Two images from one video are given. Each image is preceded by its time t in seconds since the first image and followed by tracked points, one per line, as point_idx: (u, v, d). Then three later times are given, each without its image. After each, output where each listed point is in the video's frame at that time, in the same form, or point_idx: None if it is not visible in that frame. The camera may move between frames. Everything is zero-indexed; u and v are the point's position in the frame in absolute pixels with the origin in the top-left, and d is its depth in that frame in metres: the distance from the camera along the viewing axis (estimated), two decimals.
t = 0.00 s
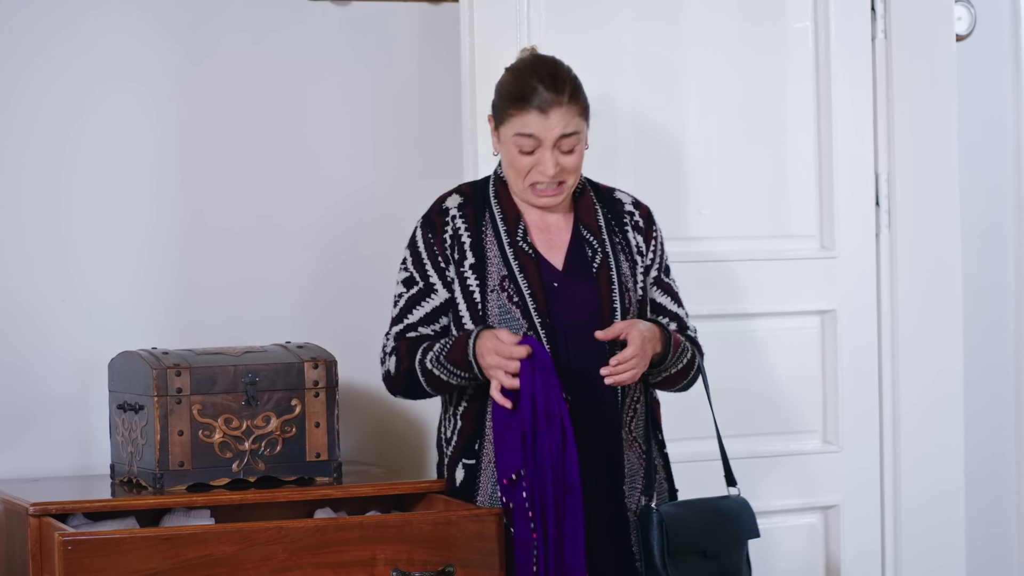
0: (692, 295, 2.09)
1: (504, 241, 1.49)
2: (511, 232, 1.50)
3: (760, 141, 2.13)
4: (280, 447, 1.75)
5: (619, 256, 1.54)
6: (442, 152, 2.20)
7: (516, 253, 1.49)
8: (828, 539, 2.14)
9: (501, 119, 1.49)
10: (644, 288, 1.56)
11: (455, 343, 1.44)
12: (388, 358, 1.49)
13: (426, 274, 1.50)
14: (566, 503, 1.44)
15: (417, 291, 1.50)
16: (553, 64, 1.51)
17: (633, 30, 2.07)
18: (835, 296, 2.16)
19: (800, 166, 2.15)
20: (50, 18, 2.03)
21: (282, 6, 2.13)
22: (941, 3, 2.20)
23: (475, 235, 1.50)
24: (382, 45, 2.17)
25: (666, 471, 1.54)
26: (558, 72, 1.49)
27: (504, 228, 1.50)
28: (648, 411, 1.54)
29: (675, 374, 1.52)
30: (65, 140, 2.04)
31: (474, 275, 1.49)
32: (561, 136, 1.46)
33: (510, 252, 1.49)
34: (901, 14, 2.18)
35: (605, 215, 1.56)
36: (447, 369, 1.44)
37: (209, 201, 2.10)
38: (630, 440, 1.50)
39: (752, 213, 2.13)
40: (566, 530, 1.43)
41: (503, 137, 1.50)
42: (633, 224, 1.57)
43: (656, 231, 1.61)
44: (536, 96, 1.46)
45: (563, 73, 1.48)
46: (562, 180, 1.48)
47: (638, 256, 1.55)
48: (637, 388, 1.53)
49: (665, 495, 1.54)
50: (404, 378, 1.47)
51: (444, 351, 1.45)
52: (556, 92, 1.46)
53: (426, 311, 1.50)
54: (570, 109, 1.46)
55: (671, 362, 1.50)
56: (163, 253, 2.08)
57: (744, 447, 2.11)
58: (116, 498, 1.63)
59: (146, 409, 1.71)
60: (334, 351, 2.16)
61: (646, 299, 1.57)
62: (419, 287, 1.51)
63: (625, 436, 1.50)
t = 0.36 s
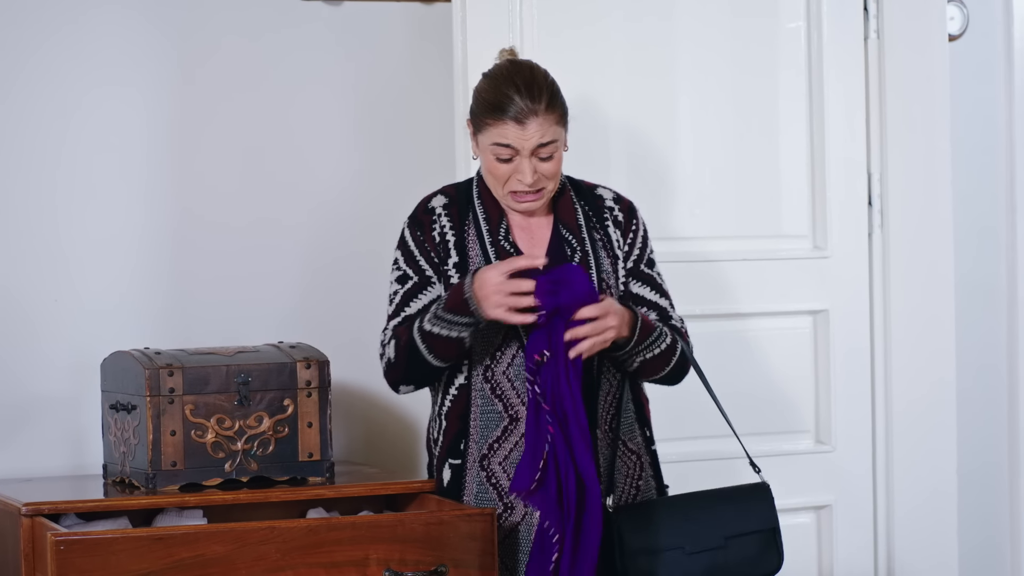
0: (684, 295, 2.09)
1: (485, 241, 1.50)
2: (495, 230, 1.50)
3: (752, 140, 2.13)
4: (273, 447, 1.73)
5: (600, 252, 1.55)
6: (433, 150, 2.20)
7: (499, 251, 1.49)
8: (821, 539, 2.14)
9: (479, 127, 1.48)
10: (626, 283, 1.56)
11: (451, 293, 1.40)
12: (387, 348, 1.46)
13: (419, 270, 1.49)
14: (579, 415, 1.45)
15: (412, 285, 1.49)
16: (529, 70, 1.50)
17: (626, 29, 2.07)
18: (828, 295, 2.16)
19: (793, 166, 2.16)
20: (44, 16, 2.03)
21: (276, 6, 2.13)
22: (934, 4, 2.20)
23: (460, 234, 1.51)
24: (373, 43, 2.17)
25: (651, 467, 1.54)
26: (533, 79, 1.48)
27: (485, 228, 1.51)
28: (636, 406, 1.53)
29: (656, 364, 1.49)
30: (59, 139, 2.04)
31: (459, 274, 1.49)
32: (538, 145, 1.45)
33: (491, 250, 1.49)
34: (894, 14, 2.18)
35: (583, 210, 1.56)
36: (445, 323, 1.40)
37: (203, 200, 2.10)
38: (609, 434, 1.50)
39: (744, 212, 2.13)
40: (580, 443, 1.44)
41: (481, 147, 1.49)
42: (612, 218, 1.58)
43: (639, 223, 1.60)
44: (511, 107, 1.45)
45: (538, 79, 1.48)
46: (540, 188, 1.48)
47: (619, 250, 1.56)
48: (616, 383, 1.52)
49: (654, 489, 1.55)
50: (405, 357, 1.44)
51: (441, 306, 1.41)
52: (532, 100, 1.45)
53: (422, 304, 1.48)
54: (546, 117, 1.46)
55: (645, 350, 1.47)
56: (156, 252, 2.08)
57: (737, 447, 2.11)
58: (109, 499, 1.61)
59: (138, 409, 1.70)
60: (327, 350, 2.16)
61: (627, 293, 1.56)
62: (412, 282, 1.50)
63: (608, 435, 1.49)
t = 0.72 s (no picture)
0: (679, 295, 2.08)
1: (477, 240, 1.50)
2: (485, 231, 1.50)
3: (747, 140, 2.13)
4: (267, 447, 1.73)
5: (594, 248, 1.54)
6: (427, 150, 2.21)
7: (489, 252, 1.49)
8: (816, 538, 2.15)
9: (472, 123, 1.48)
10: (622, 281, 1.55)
11: (457, 391, 1.41)
12: (383, 377, 1.48)
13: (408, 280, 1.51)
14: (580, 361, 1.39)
15: (401, 295, 1.50)
16: (520, 64, 1.50)
17: (620, 28, 2.07)
18: (823, 295, 2.16)
19: (787, 165, 2.16)
20: (39, 16, 2.03)
21: (272, 6, 2.13)
22: (928, 4, 2.20)
23: (449, 235, 1.51)
24: (367, 43, 2.17)
25: (640, 465, 1.53)
26: (525, 73, 1.48)
27: (477, 227, 1.51)
28: (630, 403, 1.53)
29: (657, 357, 1.47)
30: (54, 139, 2.04)
31: (449, 276, 1.49)
32: (533, 138, 1.45)
33: (482, 250, 1.49)
34: (888, 14, 2.18)
35: (579, 206, 1.56)
36: (443, 410, 1.41)
37: (199, 200, 2.10)
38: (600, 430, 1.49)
39: (739, 211, 2.13)
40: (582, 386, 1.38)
41: (474, 142, 1.49)
42: (608, 213, 1.57)
43: (635, 221, 1.59)
44: (504, 100, 1.45)
45: (530, 72, 1.48)
46: (535, 182, 1.48)
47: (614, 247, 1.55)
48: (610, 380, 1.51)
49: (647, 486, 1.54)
50: (395, 396, 1.46)
51: (442, 392, 1.42)
52: (525, 93, 1.45)
53: (411, 315, 1.50)
54: (539, 109, 1.46)
55: (645, 343, 1.45)
56: (151, 252, 2.08)
57: (733, 447, 2.11)
58: (103, 498, 1.61)
59: (133, 408, 1.69)
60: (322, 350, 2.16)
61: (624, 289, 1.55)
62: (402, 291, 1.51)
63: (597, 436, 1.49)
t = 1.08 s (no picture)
0: (680, 295, 2.08)
1: (478, 243, 1.50)
2: (484, 234, 1.51)
3: (747, 140, 2.13)
4: (267, 447, 1.73)
5: (599, 254, 1.54)
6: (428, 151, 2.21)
7: (489, 256, 1.49)
8: (816, 538, 2.15)
9: (474, 111, 1.50)
10: (626, 287, 1.55)
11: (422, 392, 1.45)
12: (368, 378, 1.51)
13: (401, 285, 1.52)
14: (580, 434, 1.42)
15: (394, 300, 1.51)
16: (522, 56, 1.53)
17: (619, 27, 2.07)
18: (822, 295, 2.16)
19: (788, 164, 2.16)
20: (38, 16, 2.03)
21: (274, 6, 2.13)
22: (928, 3, 2.20)
23: (450, 239, 1.51)
24: (368, 43, 2.17)
25: (645, 472, 1.54)
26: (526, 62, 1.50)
27: (478, 229, 1.51)
28: (632, 411, 1.54)
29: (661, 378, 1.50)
30: (53, 139, 2.04)
31: (448, 280, 1.50)
32: (533, 123, 1.47)
33: (483, 253, 1.50)
34: (887, 14, 2.18)
35: (583, 212, 1.56)
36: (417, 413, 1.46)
37: (199, 201, 2.10)
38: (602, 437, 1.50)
39: (739, 212, 2.13)
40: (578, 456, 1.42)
41: (476, 130, 1.50)
42: (614, 221, 1.57)
43: (641, 228, 1.59)
44: (505, 85, 1.47)
45: (531, 61, 1.50)
46: (537, 168, 1.48)
47: (619, 254, 1.55)
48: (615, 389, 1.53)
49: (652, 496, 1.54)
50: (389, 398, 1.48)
51: (415, 394, 1.46)
52: (526, 78, 1.47)
53: (401, 321, 1.51)
54: (540, 95, 1.48)
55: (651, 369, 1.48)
56: (151, 252, 2.08)
57: (733, 447, 2.11)
58: (103, 498, 1.61)
59: (133, 408, 1.69)
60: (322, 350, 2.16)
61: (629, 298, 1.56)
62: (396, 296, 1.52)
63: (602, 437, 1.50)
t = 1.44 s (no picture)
0: (681, 295, 2.09)
1: (479, 243, 1.50)
2: (485, 236, 1.51)
3: (749, 140, 2.13)
4: (268, 447, 1.72)
5: (600, 254, 1.54)
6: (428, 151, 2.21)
7: (490, 256, 1.49)
8: (817, 537, 2.15)
9: (467, 106, 1.51)
10: (628, 287, 1.55)
11: (467, 384, 1.44)
12: (378, 378, 1.49)
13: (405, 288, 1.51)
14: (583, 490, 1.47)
15: (397, 302, 1.51)
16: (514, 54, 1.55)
17: (621, 28, 2.07)
18: (824, 294, 2.16)
19: (789, 164, 2.16)
20: (39, 16, 2.02)
21: (276, 6, 2.13)
22: (929, 3, 2.20)
23: (451, 241, 1.51)
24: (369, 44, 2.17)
25: (648, 473, 1.55)
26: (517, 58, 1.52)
27: (479, 229, 1.51)
28: (635, 411, 1.55)
29: (659, 380, 1.51)
30: (53, 139, 2.03)
31: (450, 281, 1.49)
32: (524, 114, 1.48)
33: (483, 253, 1.50)
34: (889, 14, 2.18)
35: (584, 211, 1.56)
36: (450, 406, 1.44)
37: (200, 200, 2.10)
38: (605, 438, 1.51)
39: (740, 212, 2.13)
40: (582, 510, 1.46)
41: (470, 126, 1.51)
42: (616, 221, 1.56)
43: (644, 228, 1.59)
44: (495, 78, 1.49)
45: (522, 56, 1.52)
46: (530, 160, 1.49)
47: (621, 255, 1.55)
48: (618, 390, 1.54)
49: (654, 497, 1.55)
50: (394, 398, 1.48)
51: (450, 387, 1.44)
52: (515, 70, 1.49)
53: (406, 322, 1.51)
54: (530, 87, 1.49)
55: (647, 373, 1.49)
56: (152, 252, 2.08)
57: (734, 447, 2.11)
58: (104, 498, 1.61)
59: (134, 408, 1.69)
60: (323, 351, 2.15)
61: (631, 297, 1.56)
62: (399, 297, 1.52)
63: (602, 436, 1.51)
